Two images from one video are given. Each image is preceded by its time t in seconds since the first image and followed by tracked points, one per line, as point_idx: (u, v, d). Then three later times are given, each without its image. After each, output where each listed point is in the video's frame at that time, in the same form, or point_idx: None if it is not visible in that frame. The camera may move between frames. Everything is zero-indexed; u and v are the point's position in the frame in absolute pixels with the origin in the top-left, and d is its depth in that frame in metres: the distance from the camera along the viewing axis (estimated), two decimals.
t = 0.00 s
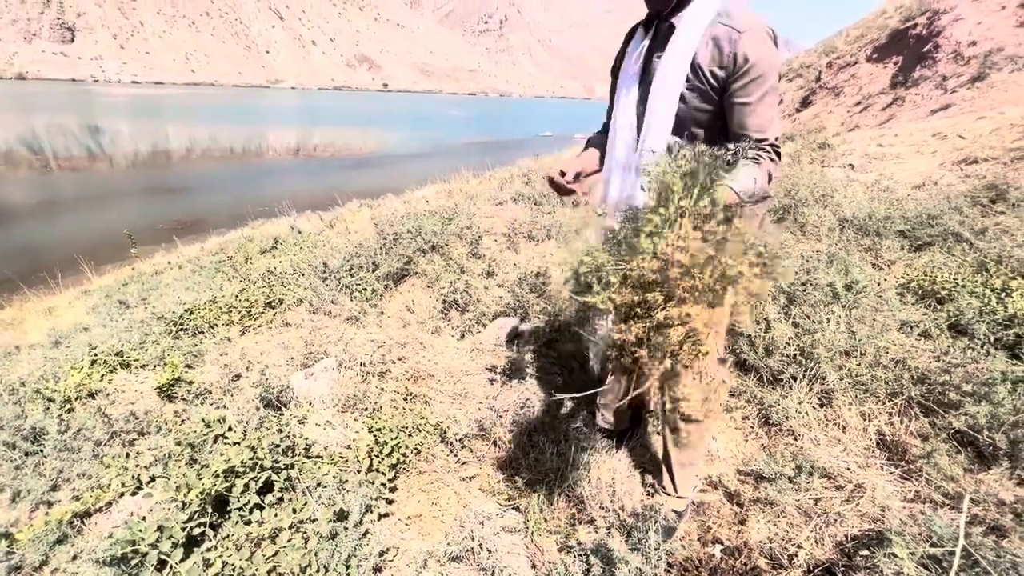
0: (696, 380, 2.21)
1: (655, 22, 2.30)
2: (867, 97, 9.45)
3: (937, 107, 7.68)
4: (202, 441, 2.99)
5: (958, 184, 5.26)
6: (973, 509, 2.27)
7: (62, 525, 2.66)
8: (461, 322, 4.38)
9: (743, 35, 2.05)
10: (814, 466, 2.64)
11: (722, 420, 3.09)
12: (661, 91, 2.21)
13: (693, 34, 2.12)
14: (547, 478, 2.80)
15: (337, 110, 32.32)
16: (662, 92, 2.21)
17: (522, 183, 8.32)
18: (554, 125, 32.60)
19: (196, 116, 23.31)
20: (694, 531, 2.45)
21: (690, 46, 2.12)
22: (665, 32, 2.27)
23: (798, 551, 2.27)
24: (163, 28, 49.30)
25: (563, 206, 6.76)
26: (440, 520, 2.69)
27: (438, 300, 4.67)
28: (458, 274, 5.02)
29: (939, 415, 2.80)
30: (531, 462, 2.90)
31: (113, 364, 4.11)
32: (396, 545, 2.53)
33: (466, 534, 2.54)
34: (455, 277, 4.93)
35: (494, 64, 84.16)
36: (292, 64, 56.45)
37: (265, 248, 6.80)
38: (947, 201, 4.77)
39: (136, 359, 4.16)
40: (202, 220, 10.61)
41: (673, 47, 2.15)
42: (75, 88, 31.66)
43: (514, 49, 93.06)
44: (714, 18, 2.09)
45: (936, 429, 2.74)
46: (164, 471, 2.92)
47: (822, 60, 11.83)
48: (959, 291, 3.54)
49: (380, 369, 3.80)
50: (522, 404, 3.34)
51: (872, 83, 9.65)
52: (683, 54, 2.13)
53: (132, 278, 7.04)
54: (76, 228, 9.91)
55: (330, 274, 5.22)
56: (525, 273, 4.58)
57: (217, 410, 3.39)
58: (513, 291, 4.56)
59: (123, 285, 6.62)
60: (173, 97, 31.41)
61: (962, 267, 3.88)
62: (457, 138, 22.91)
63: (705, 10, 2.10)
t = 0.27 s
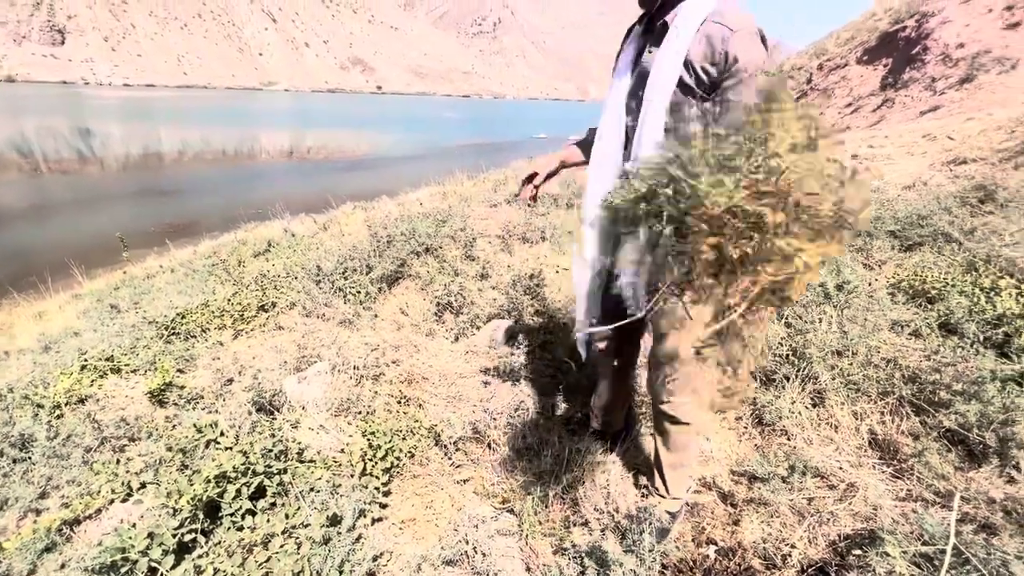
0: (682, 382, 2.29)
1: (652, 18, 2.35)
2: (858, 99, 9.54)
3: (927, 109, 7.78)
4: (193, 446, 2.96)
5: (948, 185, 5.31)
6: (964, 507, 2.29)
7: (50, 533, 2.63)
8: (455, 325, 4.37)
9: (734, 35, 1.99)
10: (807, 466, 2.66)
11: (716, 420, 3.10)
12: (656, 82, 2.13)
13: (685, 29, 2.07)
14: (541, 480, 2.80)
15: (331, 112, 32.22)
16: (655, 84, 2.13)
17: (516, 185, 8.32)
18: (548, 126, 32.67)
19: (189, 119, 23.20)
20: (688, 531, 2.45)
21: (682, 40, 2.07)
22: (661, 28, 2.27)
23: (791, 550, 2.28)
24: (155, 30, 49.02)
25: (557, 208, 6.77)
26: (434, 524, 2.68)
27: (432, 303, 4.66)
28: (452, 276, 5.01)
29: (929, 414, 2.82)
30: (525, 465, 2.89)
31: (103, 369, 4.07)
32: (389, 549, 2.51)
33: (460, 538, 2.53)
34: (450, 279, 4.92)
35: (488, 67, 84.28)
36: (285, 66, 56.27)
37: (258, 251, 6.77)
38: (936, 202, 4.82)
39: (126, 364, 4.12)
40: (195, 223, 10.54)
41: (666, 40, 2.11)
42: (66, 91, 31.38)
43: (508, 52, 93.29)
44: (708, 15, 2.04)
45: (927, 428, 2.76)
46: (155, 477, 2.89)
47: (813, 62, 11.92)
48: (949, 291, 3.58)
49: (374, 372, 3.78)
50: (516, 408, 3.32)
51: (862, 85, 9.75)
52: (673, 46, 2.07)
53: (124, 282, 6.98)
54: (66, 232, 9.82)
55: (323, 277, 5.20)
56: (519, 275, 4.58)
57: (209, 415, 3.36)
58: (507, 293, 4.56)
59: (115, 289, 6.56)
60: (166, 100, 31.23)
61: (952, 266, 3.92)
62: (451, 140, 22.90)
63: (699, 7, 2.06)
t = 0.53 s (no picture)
0: (671, 382, 2.31)
1: (649, 18, 2.37)
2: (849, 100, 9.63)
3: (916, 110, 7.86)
4: (184, 451, 2.94)
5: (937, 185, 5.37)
6: (954, 505, 2.31)
7: (38, 541, 2.60)
8: (449, 327, 4.36)
9: (725, 36, 1.94)
10: (799, 465, 2.67)
11: (709, 421, 3.11)
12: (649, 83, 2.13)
13: (683, 29, 2.08)
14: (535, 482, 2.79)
15: (325, 114, 32.12)
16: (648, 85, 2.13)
17: (510, 187, 8.32)
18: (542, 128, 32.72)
19: (181, 121, 23.05)
20: (682, 532, 2.46)
21: (678, 39, 2.07)
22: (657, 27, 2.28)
23: (784, 550, 2.28)
24: (146, 32, 48.72)
25: (551, 210, 6.78)
26: (428, 527, 2.66)
27: (426, 305, 4.65)
28: (446, 278, 5.00)
29: (919, 412, 2.85)
30: (519, 467, 2.89)
31: (92, 375, 4.03)
32: (382, 553, 2.50)
33: (453, 542, 2.51)
34: (443, 281, 4.92)
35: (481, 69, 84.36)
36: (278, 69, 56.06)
37: (251, 254, 6.73)
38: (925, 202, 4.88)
39: (117, 369, 4.08)
40: (188, 226, 10.48)
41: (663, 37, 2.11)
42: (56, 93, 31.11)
43: (501, 54, 93.43)
44: (704, 16, 2.03)
45: (917, 426, 2.78)
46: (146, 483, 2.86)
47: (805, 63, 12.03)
48: (939, 290, 3.62)
49: (367, 375, 3.76)
50: (509, 411, 3.32)
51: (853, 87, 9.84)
52: (671, 44, 2.08)
53: (114, 286, 6.92)
54: (55, 236, 9.71)
55: (316, 280, 5.18)
56: (513, 277, 4.58)
57: (201, 420, 3.33)
58: (501, 295, 4.56)
59: (105, 293, 6.50)
60: (157, 102, 31.03)
61: (941, 265, 3.96)
62: (445, 142, 22.89)
63: (696, 8, 2.07)
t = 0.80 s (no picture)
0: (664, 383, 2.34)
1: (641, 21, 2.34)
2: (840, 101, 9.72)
3: (906, 111, 7.94)
4: (177, 457, 2.92)
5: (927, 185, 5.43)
6: (944, 503, 2.33)
7: (28, 549, 2.57)
8: (443, 329, 4.36)
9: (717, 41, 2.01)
10: (793, 465, 2.69)
11: (704, 421, 3.13)
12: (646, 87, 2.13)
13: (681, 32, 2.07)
14: (530, 484, 2.79)
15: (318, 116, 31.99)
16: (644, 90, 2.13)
17: (504, 189, 8.33)
18: (536, 130, 32.75)
19: (172, 124, 22.90)
20: (677, 533, 2.46)
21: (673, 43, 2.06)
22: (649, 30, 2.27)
23: (778, 549, 2.29)
24: (137, 34, 48.41)
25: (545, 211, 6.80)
26: (423, 530, 2.66)
27: (420, 308, 4.64)
28: (440, 281, 5.00)
29: (910, 411, 2.88)
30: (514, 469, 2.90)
31: (84, 380, 3.99)
32: (377, 557, 2.49)
33: (448, 545, 2.51)
34: (438, 284, 4.92)
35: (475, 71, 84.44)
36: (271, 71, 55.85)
37: (244, 257, 6.70)
38: (915, 202, 4.93)
39: (108, 374, 4.05)
40: (180, 229, 10.41)
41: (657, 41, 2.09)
42: (46, 96, 30.84)
43: (495, 56, 93.58)
44: (699, 19, 2.05)
45: (908, 425, 2.81)
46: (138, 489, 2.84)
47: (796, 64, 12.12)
48: (929, 289, 3.65)
49: (362, 379, 3.75)
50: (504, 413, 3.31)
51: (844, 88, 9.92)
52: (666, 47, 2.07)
53: (106, 290, 6.86)
54: (45, 240, 9.62)
55: (310, 283, 5.16)
56: (508, 279, 4.58)
57: (193, 425, 3.31)
58: (496, 297, 4.56)
59: (97, 297, 6.44)
60: (149, 105, 30.82)
61: (931, 265, 4.01)
62: (440, 144, 22.89)
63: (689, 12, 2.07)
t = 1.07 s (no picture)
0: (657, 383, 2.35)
1: (635, 24, 2.33)
2: (832, 102, 9.79)
3: (897, 112, 8.02)
4: (171, 461, 2.90)
5: (918, 186, 5.48)
6: (936, 500, 2.35)
7: (20, 556, 2.55)
8: (439, 331, 4.36)
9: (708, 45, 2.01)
10: (787, 464, 2.71)
11: (699, 421, 3.14)
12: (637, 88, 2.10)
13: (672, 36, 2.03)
14: (526, 486, 2.79)
15: (313, 118, 31.91)
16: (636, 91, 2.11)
17: (499, 191, 8.33)
18: (531, 132, 32.80)
19: (165, 126, 22.76)
20: (672, 533, 2.47)
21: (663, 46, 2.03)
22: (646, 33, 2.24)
23: (772, 548, 2.30)
24: (130, 36, 48.13)
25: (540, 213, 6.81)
26: (419, 533, 2.65)
27: (415, 310, 4.64)
28: (435, 283, 5.00)
29: (902, 409, 2.90)
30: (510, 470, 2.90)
31: (76, 385, 3.96)
32: (373, 560, 2.48)
33: (444, 547, 2.50)
34: (433, 286, 4.91)
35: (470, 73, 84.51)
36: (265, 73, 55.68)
37: (238, 260, 6.67)
38: (906, 203, 4.98)
39: (101, 379, 4.02)
40: (173, 232, 10.35)
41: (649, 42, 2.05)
42: (37, 99, 30.61)
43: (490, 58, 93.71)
44: (691, 23, 2.04)
45: (901, 423, 2.83)
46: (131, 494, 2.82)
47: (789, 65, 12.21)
48: (920, 289, 3.68)
49: (357, 381, 3.74)
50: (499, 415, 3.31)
51: (835, 89, 10.00)
52: (658, 50, 2.03)
53: (98, 294, 6.82)
54: (36, 243, 9.53)
55: (304, 285, 5.14)
56: (503, 281, 4.59)
57: (187, 429, 3.29)
58: (491, 299, 4.57)
59: (89, 301, 6.39)
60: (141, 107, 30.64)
61: (923, 265, 4.05)
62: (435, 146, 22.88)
63: (682, 15, 2.04)
